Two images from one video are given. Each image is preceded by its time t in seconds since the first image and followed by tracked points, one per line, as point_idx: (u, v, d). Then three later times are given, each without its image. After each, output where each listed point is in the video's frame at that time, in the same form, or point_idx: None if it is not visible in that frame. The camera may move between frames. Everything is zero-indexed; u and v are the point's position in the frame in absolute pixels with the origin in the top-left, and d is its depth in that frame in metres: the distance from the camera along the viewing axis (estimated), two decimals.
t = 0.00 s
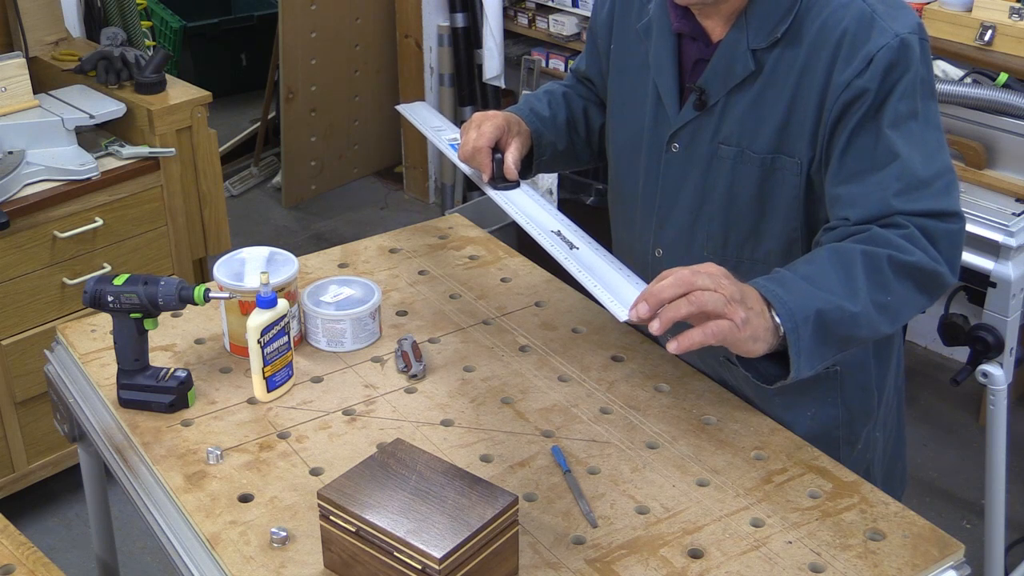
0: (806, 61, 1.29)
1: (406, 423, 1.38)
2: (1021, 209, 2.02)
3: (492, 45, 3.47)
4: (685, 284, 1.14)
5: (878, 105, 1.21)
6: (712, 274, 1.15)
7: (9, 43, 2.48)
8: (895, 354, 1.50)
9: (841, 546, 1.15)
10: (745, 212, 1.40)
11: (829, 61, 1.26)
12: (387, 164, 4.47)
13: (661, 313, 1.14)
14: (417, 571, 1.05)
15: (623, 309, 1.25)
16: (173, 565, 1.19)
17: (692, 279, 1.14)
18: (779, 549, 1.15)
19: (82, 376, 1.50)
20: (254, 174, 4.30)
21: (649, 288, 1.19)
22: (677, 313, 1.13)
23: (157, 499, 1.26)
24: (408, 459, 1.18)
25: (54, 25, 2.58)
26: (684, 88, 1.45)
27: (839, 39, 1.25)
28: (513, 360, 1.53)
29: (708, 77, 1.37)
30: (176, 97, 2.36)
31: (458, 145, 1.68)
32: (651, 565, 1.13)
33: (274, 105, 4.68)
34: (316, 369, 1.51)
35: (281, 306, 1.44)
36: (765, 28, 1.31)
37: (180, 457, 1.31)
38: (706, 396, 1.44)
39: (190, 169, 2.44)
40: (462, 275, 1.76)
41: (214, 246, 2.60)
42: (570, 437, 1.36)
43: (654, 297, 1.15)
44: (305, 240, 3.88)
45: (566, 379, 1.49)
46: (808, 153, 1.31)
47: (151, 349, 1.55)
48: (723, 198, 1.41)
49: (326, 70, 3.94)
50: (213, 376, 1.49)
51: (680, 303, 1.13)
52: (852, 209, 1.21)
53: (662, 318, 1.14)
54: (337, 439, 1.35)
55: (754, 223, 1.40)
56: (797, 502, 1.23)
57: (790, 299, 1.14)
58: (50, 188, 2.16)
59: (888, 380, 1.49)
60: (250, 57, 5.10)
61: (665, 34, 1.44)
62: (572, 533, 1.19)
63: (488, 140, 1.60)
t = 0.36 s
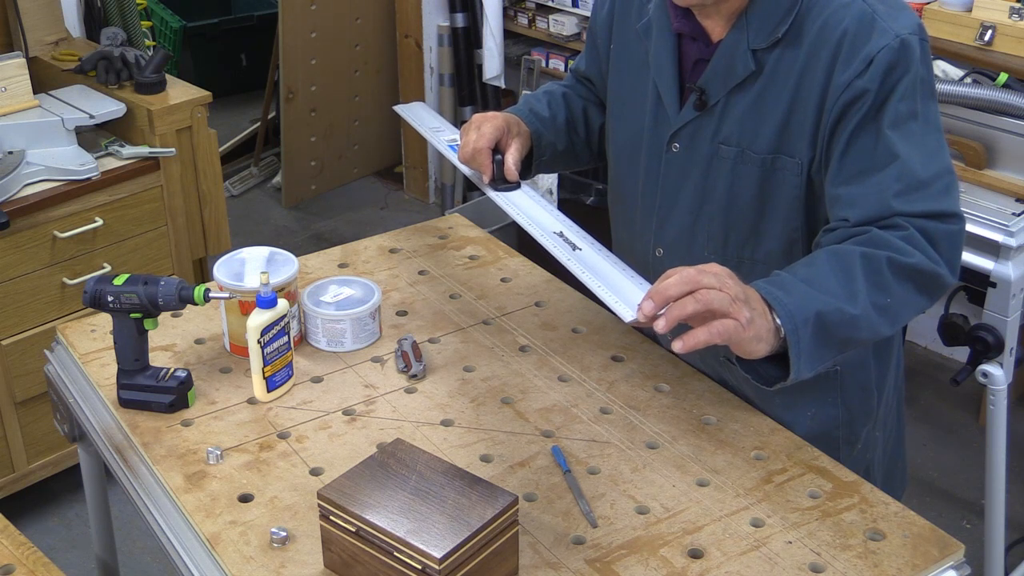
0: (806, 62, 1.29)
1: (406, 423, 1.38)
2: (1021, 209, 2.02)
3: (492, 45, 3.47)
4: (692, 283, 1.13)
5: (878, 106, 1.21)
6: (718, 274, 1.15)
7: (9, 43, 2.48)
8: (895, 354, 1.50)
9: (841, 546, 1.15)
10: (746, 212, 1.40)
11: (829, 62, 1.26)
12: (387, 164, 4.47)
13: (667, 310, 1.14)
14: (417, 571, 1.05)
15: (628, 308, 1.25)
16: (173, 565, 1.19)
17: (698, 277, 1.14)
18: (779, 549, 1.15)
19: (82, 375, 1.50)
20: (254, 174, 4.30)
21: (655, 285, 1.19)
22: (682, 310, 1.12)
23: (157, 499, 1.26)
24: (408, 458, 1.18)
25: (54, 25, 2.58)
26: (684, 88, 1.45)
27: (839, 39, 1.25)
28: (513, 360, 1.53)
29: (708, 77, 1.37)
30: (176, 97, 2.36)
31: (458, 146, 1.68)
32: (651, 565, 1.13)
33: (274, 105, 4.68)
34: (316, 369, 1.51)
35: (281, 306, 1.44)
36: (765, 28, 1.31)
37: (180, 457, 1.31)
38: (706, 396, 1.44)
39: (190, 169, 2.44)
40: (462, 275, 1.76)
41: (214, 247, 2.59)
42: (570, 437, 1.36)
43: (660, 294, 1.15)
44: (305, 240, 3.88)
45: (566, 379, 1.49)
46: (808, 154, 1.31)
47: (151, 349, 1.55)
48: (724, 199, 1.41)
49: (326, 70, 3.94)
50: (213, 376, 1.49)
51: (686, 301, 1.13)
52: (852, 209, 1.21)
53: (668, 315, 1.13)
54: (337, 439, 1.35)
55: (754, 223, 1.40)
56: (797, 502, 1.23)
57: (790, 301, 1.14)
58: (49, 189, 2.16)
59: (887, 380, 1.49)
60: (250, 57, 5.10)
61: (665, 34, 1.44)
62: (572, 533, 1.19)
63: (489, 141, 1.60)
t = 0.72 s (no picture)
0: (806, 62, 1.29)
1: (406, 424, 1.38)
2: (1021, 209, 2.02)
3: (492, 45, 3.47)
4: (692, 273, 1.13)
5: (878, 107, 1.21)
6: (715, 266, 1.15)
7: (9, 43, 2.49)
8: (895, 354, 1.50)
9: (841, 546, 1.15)
10: (745, 212, 1.40)
11: (828, 62, 1.26)
12: (387, 165, 4.47)
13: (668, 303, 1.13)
14: (417, 571, 1.05)
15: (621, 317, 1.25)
16: (173, 565, 1.19)
17: (697, 269, 1.14)
18: (779, 549, 1.15)
19: (82, 375, 1.50)
20: (254, 174, 4.31)
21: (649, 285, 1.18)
22: (687, 297, 1.12)
23: (157, 499, 1.26)
24: (408, 458, 1.18)
25: (54, 26, 2.58)
26: (684, 88, 1.45)
27: (838, 40, 1.25)
28: (513, 360, 1.53)
29: (707, 77, 1.37)
30: (176, 97, 2.36)
31: (458, 145, 1.68)
32: (651, 565, 1.13)
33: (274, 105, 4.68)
34: (316, 369, 1.51)
35: (281, 306, 1.44)
36: (764, 28, 1.31)
37: (180, 457, 1.31)
38: (706, 396, 1.44)
39: (190, 170, 2.44)
40: (462, 275, 1.76)
41: (214, 247, 2.59)
42: (570, 437, 1.36)
43: (661, 288, 1.14)
44: (305, 240, 3.88)
45: (566, 379, 1.49)
46: (807, 154, 1.31)
47: (151, 349, 1.55)
48: (723, 198, 1.41)
49: (326, 70, 3.94)
50: (213, 376, 1.49)
51: (689, 289, 1.12)
52: (851, 210, 1.21)
53: (671, 305, 1.12)
54: (337, 438, 1.35)
55: (753, 223, 1.40)
56: (796, 502, 1.23)
57: (788, 297, 1.14)
58: (49, 189, 2.16)
59: (887, 380, 1.49)
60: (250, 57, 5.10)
61: (665, 34, 1.44)
62: (572, 533, 1.19)
63: (489, 141, 1.61)
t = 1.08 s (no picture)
0: (806, 62, 1.29)
1: (406, 424, 1.38)
2: (1021, 209, 2.02)
3: (492, 45, 3.47)
4: (673, 263, 1.16)
5: (880, 108, 1.21)
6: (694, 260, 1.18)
7: (9, 43, 2.49)
8: (895, 354, 1.50)
9: (841, 546, 1.15)
10: (746, 212, 1.40)
11: (830, 63, 1.26)
12: (387, 165, 4.47)
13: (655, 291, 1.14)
14: (417, 571, 1.05)
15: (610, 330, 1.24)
16: (173, 565, 1.19)
17: (678, 259, 1.17)
18: (779, 549, 1.15)
19: (82, 375, 1.50)
20: (254, 174, 4.31)
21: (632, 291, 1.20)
22: (673, 280, 1.13)
23: (157, 499, 1.26)
24: (408, 458, 1.18)
25: (54, 26, 2.58)
26: (684, 88, 1.45)
27: (840, 41, 1.25)
28: (513, 360, 1.53)
29: (708, 77, 1.37)
30: (176, 97, 2.36)
31: (457, 139, 1.68)
32: (651, 565, 1.13)
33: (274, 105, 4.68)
34: (316, 369, 1.51)
35: (281, 306, 1.44)
36: (765, 28, 1.30)
37: (180, 457, 1.31)
38: (706, 396, 1.44)
39: (190, 169, 2.44)
40: (462, 275, 1.76)
41: (214, 247, 2.59)
42: (570, 437, 1.36)
43: (644, 281, 1.16)
44: (305, 240, 3.88)
45: (566, 379, 1.49)
46: (808, 154, 1.31)
47: (151, 349, 1.55)
48: (723, 199, 1.40)
49: (326, 70, 3.94)
50: (213, 376, 1.49)
51: (674, 274, 1.14)
52: (852, 210, 1.21)
53: (658, 290, 1.14)
54: (337, 438, 1.35)
55: (754, 223, 1.40)
56: (797, 502, 1.23)
57: (774, 285, 1.15)
58: (49, 188, 2.16)
59: (887, 380, 1.49)
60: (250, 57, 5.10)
61: (665, 34, 1.44)
62: (572, 533, 1.19)
63: (487, 139, 1.61)
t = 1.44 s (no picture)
0: (806, 63, 1.29)
1: (406, 424, 1.38)
2: (1021, 209, 2.01)
3: (492, 45, 3.47)
4: (682, 287, 1.16)
5: (879, 107, 1.21)
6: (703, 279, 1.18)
7: (9, 43, 2.49)
8: (895, 354, 1.50)
9: (841, 546, 1.15)
10: (746, 213, 1.40)
11: (829, 63, 1.26)
12: (387, 165, 4.47)
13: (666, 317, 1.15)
14: (417, 571, 1.05)
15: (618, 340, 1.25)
16: (173, 565, 1.19)
17: (687, 282, 1.16)
18: (779, 549, 1.15)
19: (82, 375, 1.50)
20: (254, 174, 4.31)
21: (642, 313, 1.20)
22: (683, 305, 1.13)
23: (157, 499, 1.26)
24: (408, 458, 1.18)
25: (54, 26, 2.58)
26: (684, 89, 1.45)
27: (839, 42, 1.25)
28: (513, 360, 1.53)
29: (708, 77, 1.37)
30: (176, 97, 2.36)
31: (457, 140, 1.68)
32: (651, 565, 1.13)
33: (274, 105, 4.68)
34: (316, 369, 1.51)
35: (281, 306, 1.44)
36: (765, 28, 1.30)
37: (180, 457, 1.31)
38: (706, 396, 1.44)
39: (190, 170, 2.44)
40: (462, 275, 1.76)
41: (214, 247, 2.59)
42: (570, 437, 1.36)
43: (654, 308, 1.16)
44: (305, 240, 3.88)
45: (566, 379, 1.49)
46: (808, 154, 1.31)
47: (151, 349, 1.55)
48: (723, 200, 1.40)
49: (326, 70, 3.94)
50: (213, 376, 1.49)
51: (683, 298, 1.14)
52: (850, 210, 1.22)
53: (668, 317, 1.14)
54: (337, 438, 1.35)
55: (754, 223, 1.40)
56: (796, 502, 1.23)
57: (776, 297, 1.15)
58: (50, 189, 2.16)
59: (887, 380, 1.49)
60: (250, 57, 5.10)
61: (665, 34, 1.44)
62: (572, 533, 1.19)
63: (489, 140, 1.61)
